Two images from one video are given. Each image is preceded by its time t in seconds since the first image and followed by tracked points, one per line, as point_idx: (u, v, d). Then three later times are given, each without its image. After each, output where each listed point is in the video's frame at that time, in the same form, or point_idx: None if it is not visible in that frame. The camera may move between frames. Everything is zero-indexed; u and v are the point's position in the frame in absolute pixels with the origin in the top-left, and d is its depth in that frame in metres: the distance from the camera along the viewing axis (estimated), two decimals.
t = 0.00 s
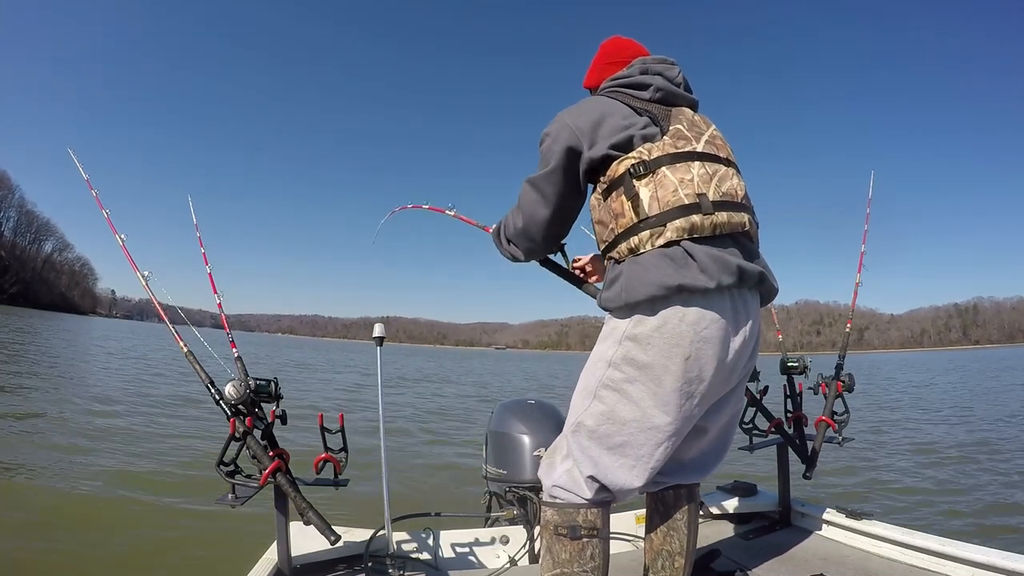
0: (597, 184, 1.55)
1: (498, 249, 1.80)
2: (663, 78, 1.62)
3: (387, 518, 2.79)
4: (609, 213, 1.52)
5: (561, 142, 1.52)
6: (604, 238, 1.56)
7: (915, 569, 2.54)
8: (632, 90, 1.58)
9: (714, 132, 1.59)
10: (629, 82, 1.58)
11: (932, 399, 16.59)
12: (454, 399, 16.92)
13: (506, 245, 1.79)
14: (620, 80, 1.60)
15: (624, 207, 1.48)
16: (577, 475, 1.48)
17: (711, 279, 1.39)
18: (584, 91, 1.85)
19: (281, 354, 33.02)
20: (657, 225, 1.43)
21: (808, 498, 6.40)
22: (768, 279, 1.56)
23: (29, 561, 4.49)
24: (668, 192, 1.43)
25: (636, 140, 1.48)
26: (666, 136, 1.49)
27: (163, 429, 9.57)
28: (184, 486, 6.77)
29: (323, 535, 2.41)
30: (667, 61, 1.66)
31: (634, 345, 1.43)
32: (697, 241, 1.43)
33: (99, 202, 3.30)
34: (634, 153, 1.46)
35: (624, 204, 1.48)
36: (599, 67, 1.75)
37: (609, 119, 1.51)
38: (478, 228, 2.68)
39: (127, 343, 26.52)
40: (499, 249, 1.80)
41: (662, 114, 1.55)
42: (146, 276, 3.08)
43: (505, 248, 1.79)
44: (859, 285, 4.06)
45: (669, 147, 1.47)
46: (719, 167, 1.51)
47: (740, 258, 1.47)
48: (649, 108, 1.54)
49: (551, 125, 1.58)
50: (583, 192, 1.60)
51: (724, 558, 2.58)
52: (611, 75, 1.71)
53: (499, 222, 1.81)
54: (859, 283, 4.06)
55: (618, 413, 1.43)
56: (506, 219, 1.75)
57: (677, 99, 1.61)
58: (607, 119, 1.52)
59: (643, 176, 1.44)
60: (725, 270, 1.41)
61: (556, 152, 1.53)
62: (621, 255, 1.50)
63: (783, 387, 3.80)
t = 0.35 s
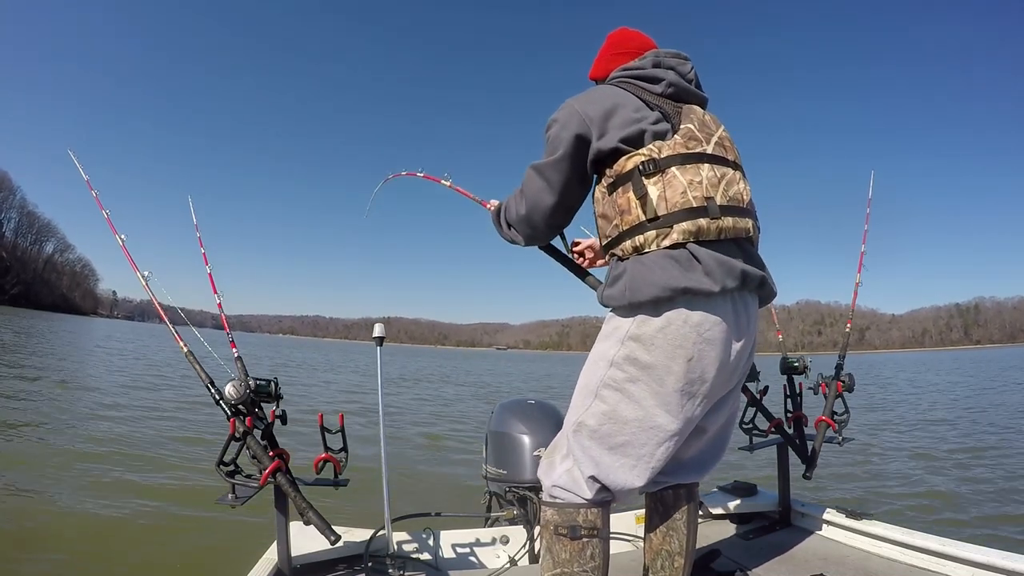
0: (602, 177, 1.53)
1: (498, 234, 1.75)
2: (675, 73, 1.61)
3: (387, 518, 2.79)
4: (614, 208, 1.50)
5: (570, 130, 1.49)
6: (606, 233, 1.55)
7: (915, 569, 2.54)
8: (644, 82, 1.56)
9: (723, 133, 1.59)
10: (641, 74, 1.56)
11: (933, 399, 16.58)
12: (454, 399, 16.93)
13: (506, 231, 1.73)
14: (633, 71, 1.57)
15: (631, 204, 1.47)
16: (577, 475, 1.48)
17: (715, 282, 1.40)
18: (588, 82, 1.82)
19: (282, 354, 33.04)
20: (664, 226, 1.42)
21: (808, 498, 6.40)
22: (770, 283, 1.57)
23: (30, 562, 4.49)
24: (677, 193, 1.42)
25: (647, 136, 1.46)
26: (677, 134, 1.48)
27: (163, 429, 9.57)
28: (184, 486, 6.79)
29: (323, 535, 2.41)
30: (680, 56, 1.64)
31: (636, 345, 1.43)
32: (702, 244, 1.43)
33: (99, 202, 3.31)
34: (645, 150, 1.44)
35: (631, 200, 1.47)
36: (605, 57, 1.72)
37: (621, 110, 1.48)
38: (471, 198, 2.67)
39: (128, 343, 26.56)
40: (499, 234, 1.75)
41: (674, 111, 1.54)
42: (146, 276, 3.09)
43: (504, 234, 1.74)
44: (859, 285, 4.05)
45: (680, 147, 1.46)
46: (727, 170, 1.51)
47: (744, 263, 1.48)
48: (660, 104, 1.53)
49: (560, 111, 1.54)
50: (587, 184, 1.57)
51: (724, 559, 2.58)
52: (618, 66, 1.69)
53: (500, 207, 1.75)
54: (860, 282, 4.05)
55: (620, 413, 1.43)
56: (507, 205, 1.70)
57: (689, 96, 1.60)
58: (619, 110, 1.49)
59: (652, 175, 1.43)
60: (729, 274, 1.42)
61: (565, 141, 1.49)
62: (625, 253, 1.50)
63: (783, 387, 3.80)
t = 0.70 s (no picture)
0: (603, 173, 1.53)
1: (497, 224, 1.73)
2: (681, 69, 1.60)
3: (387, 517, 2.79)
4: (615, 207, 1.50)
5: (574, 121, 1.48)
6: (606, 230, 1.55)
7: (916, 569, 2.54)
8: (649, 76, 1.55)
9: (727, 132, 1.58)
10: (647, 68, 1.55)
11: (934, 399, 16.56)
12: (455, 399, 16.92)
13: (505, 221, 1.71)
14: (639, 64, 1.56)
15: (633, 203, 1.46)
16: (576, 475, 1.49)
17: (715, 285, 1.40)
18: (590, 76, 1.81)
19: (283, 356, 33.06)
20: (666, 227, 1.42)
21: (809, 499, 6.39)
22: (770, 285, 1.57)
23: (29, 562, 4.49)
24: (680, 195, 1.42)
25: (651, 134, 1.46)
26: (681, 133, 1.48)
27: (164, 430, 9.57)
28: (185, 486, 6.79)
29: (323, 535, 2.40)
30: (686, 52, 1.64)
31: (636, 346, 1.43)
32: (703, 246, 1.43)
33: (100, 204, 3.31)
34: (648, 148, 1.44)
35: (634, 199, 1.46)
36: (608, 50, 1.71)
37: (626, 105, 1.48)
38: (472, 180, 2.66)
39: (129, 346, 26.57)
40: (498, 224, 1.72)
41: (678, 108, 1.53)
42: (147, 277, 3.10)
43: (504, 224, 1.72)
44: (859, 284, 4.05)
45: (685, 146, 1.45)
46: (729, 172, 1.51)
47: (744, 265, 1.48)
48: (665, 100, 1.52)
49: (563, 102, 1.54)
50: (587, 180, 1.56)
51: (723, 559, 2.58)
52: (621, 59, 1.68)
53: (500, 197, 1.73)
54: (860, 282, 4.04)
55: (620, 413, 1.43)
56: (507, 194, 1.68)
57: (694, 93, 1.60)
58: (623, 104, 1.48)
59: (656, 174, 1.43)
60: (730, 277, 1.42)
61: (569, 133, 1.48)
62: (625, 252, 1.49)
63: (783, 387, 3.80)
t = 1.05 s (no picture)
0: (612, 169, 1.52)
1: (498, 208, 1.68)
2: (694, 67, 1.59)
3: (387, 518, 2.79)
4: (623, 204, 1.49)
5: (588, 110, 1.46)
6: (611, 227, 1.53)
7: (915, 569, 2.54)
8: (662, 72, 1.53)
9: (735, 136, 1.58)
10: (661, 63, 1.53)
11: (937, 399, 16.54)
12: (456, 399, 16.93)
13: (507, 206, 1.66)
14: (654, 59, 1.55)
15: (642, 202, 1.45)
16: (576, 476, 1.48)
17: (721, 289, 1.40)
18: (594, 68, 1.78)
19: (285, 356, 33.08)
20: (676, 229, 1.41)
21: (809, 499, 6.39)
22: (771, 289, 1.58)
23: (29, 562, 4.50)
24: (691, 197, 1.42)
25: (664, 132, 1.45)
26: (694, 134, 1.47)
27: (164, 430, 9.57)
28: (185, 486, 6.79)
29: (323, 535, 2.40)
30: (698, 51, 1.63)
31: (640, 347, 1.43)
32: (710, 250, 1.43)
33: (100, 204, 3.30)
34: (661, 147, 1.43)
35: (643, 199, 1.45)
36: (616, 42, 1.69)
37: (641, 98, 1.47)
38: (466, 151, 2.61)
39: (131, 346, 26.61)
40: (499, 208, 1.68)
41: (691, 108, 1.52)
42: (147, 276, 3.09)
43: (505, 209, 1.67)
44: (859, 285, 4.04)
45: (697, 148, 1.45)
46: (737, 177, 1.52)
47: (748, 270, 1.48)
48: (678, 98, 1.51)
49: (576, 90, 1.52)
50: (596, 173, 1.54)
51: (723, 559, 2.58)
52: (629, 52, 1.66)
53: (502, 180, 1.68)
54: (859, 282, 4.04)
55: (622, 414, 1.43)
56: (510, 178, 1.63)
57: (705, 93, 1.59)
58: (638, 97, 1.47)
59: (667, 175, 1.43)
60: (736, 282, 1.42)
61: (583, 120, 1.46)
62: (631, 251, 1.48)
63: (783, 387, 3.80)
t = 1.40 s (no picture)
0: (623, 166, 1.51)
1: (504, 192, 1.65)
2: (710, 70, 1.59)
3: (386, 518, 2.79)
4: (634, 201, 1.48)
5: (608, 101, 1.44)
6: (619, 224, 1.52)
7: (915, 569, 2.54)
8: (680, 71, 1.52)
9: (746, 142, 1.59)
10: (679, 62, 1.52)
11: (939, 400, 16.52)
12: (457, 399, 16.92)
13: (513, 191, 1.63)
14: (672, 57, 1.54)
15: (654, 201, 1.44)
16: (578, 476, 1.48)
17: (727, 293, 1.40)
18: (605, 62, 1.77)
19: (286, 356, 33.08)
20: (687, 232, 1.41)
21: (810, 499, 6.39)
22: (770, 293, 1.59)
23: (29, 562, 4.50)
24: (703, 201, 1.42)
25: (681, 133, 1.44)
26: (709, 137, 1.46)
27: (165, 429, 9.58)
28: (185, 485, 6.79)
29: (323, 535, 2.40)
30: (715, 53, 1.62)
31: (645, 347, 1.43)
32: (718, 255, 1.44)
33: (100, 204, 3.30)
34: (677, 148, 1.42)
35: (655, 198, 1.44)
36: (628, 38, 1.68)
37: (661, 94, 1.45)
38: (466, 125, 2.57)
39: (133, 345, 26.62)
40: (505, 193, 1.65)
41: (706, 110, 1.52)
42: (146, 277, 3.09)
43: (512, 193, 1.64)
44: (858, 285, 4.04)
45: (712, 152, 1.44)
46: (746, 185, 1.52)
47: (751, 275, 1.49)
48: (694, 99, 1.50)
49: (595, 79, 1.49)
50: (607, 168, 1.53)
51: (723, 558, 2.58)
52: (642, 48, 1.65)
53: (509, 164, 1.64)
54: (859, 282, 4.04)
55: (626, 414, 1.43)
56: (519, 163, 1.60)
57: (719, 97, 1.59)
58: (657, 93, 1.46)
59: (681, 176, 1.42)
60: (740, 286, 1.43)
61: (601, 111, 1.44)
62: (639, 250, 1.47)
63: (783, 387, 3.80)
